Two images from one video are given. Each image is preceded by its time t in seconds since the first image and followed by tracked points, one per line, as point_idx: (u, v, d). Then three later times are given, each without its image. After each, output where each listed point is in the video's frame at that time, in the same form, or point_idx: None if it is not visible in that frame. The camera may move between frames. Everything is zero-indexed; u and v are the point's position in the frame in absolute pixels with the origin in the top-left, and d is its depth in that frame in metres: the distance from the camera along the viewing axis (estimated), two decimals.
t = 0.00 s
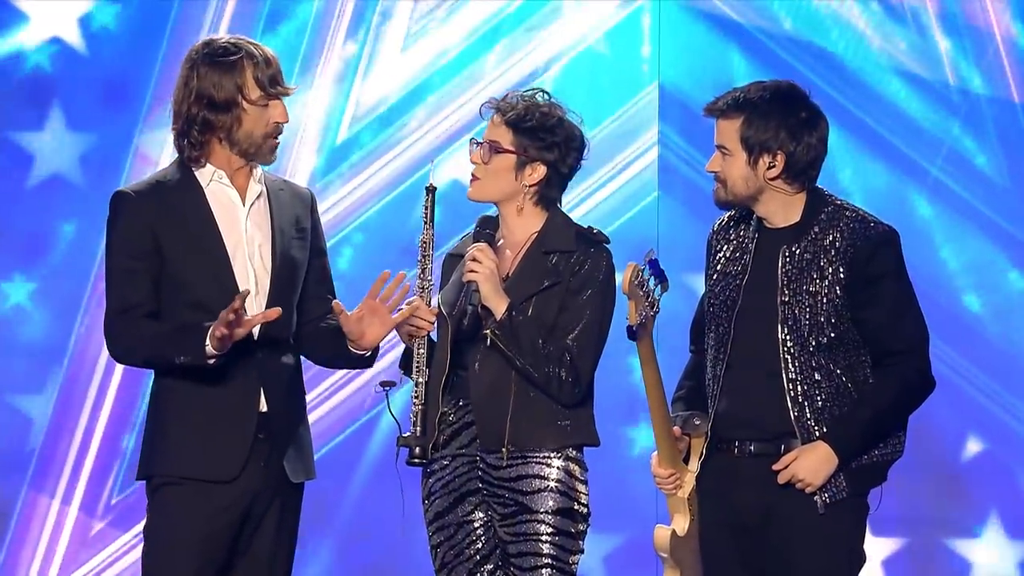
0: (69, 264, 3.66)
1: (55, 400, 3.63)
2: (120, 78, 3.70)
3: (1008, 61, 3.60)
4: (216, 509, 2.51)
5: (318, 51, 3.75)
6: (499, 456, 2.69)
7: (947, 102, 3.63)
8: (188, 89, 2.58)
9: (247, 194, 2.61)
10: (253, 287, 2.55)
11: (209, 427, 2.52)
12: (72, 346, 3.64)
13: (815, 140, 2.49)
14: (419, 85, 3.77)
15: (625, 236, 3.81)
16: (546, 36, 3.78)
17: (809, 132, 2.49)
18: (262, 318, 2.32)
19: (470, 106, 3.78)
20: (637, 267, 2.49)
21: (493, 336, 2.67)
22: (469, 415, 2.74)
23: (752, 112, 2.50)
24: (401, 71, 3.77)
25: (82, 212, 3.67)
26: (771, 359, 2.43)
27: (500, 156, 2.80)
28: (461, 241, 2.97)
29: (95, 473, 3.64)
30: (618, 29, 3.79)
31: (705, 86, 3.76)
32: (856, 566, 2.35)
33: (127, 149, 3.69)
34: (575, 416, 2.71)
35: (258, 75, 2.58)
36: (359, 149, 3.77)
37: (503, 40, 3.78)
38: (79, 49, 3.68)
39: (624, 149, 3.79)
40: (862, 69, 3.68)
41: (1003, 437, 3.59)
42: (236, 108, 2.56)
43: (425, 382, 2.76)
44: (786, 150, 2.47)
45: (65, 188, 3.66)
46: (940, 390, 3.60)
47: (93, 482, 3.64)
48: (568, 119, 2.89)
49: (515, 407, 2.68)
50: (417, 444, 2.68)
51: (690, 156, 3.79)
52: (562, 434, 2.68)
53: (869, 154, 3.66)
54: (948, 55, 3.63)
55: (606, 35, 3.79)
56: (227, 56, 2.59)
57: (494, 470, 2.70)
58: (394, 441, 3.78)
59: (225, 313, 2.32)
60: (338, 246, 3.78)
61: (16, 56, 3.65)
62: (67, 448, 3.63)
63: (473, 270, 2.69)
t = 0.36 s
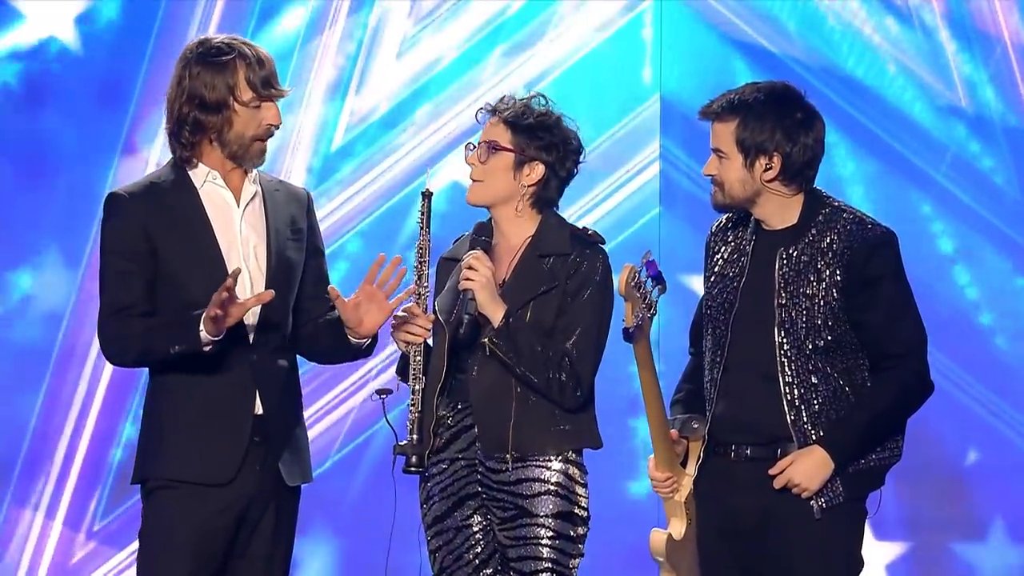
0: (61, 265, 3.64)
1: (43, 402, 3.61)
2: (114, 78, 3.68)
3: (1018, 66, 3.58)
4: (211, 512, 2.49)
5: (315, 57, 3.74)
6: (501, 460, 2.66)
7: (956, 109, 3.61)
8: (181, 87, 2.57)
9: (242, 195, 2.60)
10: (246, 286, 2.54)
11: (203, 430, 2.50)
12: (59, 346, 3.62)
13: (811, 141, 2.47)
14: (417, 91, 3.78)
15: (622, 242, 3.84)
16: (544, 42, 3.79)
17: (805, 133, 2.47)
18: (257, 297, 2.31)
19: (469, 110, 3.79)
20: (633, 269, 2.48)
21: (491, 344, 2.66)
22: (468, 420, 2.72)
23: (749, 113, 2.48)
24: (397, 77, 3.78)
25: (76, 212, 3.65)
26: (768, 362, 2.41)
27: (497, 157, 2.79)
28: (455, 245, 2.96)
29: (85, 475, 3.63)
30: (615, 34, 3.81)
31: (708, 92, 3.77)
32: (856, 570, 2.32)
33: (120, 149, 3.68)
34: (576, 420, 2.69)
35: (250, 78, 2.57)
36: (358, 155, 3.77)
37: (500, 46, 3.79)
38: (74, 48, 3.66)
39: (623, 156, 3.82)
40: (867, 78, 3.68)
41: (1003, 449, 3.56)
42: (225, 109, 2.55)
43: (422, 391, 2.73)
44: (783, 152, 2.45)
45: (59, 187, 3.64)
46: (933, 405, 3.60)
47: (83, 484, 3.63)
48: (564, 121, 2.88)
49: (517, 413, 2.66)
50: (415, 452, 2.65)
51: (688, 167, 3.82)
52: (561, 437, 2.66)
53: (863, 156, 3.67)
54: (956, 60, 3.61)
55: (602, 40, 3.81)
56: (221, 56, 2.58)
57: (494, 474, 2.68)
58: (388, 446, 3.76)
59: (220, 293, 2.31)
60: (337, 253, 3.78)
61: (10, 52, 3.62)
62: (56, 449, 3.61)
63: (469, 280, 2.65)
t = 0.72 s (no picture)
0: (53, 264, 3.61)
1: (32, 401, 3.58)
2: (110, 74, 3.65)
3: None
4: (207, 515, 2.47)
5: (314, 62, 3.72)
6: (503, 465, 2.63)
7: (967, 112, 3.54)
8: (175, 87, 2.55)
9: (236, 196, 2.58)
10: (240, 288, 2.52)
11: (199, 433, 2.48)
12: (48, 344, 3.60)
13: (811, 143, 2.44)
14: (415, 96, 3.77)
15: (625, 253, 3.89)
16: (547, 47, 3.81)
17: (805, 134, 2.44)
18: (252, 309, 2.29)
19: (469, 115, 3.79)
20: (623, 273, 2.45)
21: (491, 347, 2.63)
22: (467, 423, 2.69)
23: (751, 116, 2.44)
24: (394, 82, 3.76)
25: (71, 211, 3.63)
26: (768, 366, 2.38)
27: (496, 159, 2.75)
28: (455, 245, 2.93)
29: (75, 478, 3.61)
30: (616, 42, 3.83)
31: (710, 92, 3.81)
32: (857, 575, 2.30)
33: (116, 147, 3.66)
34: (578, 423, 2.66)
35: (244, 79, 2.54)
36: (358, 162, 3.76)
37: (499, 51, 3.79)
38: (70, 44, 3.62)
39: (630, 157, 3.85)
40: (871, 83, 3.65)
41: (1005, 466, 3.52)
42: (218, 111, 2.53)
43: (421, 391, 2.71)
44: (783, 153, 2.42)
45: (55, 186, 3.61)
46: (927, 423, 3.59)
47: (73, 486, 3.61)
48: (565, 122, 2.85)
49: (519, 417, 2.62)
50: (415, 453, 2.64)
51: (691, 182, 3.86)
52: (563, 440, 2.62)
53: (861, 159, 3.66)
54: (967, 67, 3.53)
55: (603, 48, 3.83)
56: (215, 57, 2.56)
57: (495, 478, 2.65)
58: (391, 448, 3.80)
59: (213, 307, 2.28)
60: (336, 261, 3.76)
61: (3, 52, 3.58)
62: (43, 449, 3.59)
63: (471, 282, 2.62)
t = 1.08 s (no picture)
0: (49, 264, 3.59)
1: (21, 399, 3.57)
2: (110, 74, 3.63)
3: None
4: (201, 519, 2.44)
5: (312, 69, 3.71)
6: (505, 468, 2.59)
7: (975, 120, 3.55)
8: (173, 86, 2.53)
9: (232, 196, 2.56)
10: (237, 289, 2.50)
11: (195, 435, 2.45)
12: (37, 343, 3.58)
13: (816, 144, 2.40)
14: (415, 102, 3.75)
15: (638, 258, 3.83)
16: (549, 48, 3.76)
17: (810, 135, 2.40)
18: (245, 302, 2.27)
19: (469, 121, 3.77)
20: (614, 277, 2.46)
21: (492, 350, 2.59)
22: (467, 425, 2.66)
23: (753, 116, 2.41)
24: (392, 89, 3.74)
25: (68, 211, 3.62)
26: (770, 369, 2.36)
27: (498, 161, 2.72)
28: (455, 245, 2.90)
29: (63, 481, 3.60)
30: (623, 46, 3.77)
31: (717, 94, 3.73)
32: None
33: (114, 147, 3.64)
34: (580, 426, 2.62)
35: (242, 79, 2.52)
36: (356, 169, 3.74)
37: (498, 57, 3.76)
38: (70, 43, 3.61)
39: (622, 162, 3.79)
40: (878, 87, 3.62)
41: (1002, 478, 3.52)
42: (217, 111, 2.51)
43: (423, 393, 2.68)
44: (787, 154, 2.38)
45: (54, 186, 3.61)
46: (921, 437, 3.59)
47: (65, 487, 3.60)
48: (567, 121, 2.81)
49: (520, 420, 2.59)
50: (417, 455, 2.61)
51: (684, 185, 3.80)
52: (565, 444, 2.59)
53: (867, 162, 3.63)
54: (981, 77, 3.55)
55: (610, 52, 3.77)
56: (213, 56, 2.54)
57: (496, 482, 2.61)
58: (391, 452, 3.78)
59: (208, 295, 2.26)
60: (341, 261, 3.76)
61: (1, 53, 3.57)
62: (31, 452, 3.57)
63: (471, 285, 2.59)
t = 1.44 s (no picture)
0: (45, 266, 3.59)
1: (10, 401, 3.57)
2: (109, 74, 3.62)
3: None
4: (198, 523, 2.42)
5: (312, 74, 3.70)
6: (505, 470, 2.57)
7: (984, 121, 3.54)
8: (172, 88, 2.51)
9: (229, 197, 2.54)
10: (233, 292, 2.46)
11: (192, 438, 2.43)
12: (22, 346, 3.58)
13: (824, 144, 2.37)
14: (419, 105, 3.73)
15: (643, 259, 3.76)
16: (554, 47, 3.74)
17: (818, 135, 2.37)
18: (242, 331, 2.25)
19: (470, 125, 3.75)
20: (608, 275, 2.45)
21: (493, 352, 2.57)
22: (468, 428, 2.63)
23: (761, 116, 2.38)
24: (392, 94, 3.72)
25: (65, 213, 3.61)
26: (775, 372, 2.33)
27: (501, 162, 2.69)
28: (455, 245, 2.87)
29: (51, 481, 3.58)
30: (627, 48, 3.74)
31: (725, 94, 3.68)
32: None
33: (113, 148, 3.63)
34: (583, 428, 2.60)
35: (242, 80, 2.50)
36: (356, 175, 3.72)
37: (499, 62, 3.73)
38: (70, 44, 3.61)
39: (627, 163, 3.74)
40: (885, 88, 3.59)
41: (1000, 495, 3.51)
42: (217, 113, 2.49)
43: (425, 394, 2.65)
44: (795, 154, 2.35)
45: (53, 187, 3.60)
46: (925, 445, 3.56)
47: (57, 487, 3.59)
48: (566, 121, 2.79)
49: (521, 423, 2.57)
50: (418, 458, 2.57)
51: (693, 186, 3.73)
52: (566, 446, 2.56)
53: (874, 160, 3.60)
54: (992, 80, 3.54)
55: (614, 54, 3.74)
56: (213, 57, 2.52)
57: (498, 485, 2.59)
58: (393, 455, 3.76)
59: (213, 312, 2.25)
60: (340, 263, 3.74)
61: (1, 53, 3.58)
62: (19, 451, 3.57)
63: (471, 286, 2.56)
